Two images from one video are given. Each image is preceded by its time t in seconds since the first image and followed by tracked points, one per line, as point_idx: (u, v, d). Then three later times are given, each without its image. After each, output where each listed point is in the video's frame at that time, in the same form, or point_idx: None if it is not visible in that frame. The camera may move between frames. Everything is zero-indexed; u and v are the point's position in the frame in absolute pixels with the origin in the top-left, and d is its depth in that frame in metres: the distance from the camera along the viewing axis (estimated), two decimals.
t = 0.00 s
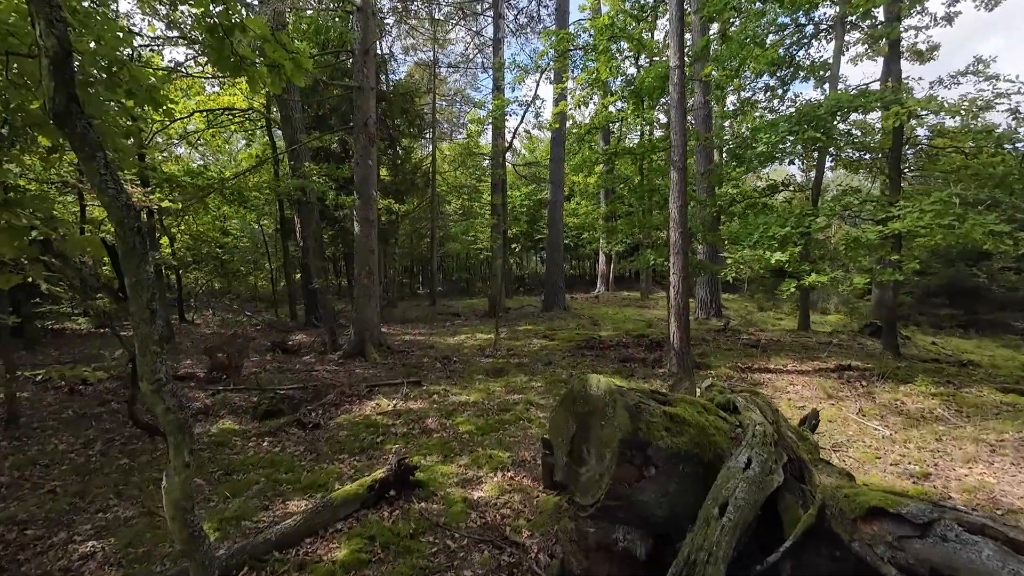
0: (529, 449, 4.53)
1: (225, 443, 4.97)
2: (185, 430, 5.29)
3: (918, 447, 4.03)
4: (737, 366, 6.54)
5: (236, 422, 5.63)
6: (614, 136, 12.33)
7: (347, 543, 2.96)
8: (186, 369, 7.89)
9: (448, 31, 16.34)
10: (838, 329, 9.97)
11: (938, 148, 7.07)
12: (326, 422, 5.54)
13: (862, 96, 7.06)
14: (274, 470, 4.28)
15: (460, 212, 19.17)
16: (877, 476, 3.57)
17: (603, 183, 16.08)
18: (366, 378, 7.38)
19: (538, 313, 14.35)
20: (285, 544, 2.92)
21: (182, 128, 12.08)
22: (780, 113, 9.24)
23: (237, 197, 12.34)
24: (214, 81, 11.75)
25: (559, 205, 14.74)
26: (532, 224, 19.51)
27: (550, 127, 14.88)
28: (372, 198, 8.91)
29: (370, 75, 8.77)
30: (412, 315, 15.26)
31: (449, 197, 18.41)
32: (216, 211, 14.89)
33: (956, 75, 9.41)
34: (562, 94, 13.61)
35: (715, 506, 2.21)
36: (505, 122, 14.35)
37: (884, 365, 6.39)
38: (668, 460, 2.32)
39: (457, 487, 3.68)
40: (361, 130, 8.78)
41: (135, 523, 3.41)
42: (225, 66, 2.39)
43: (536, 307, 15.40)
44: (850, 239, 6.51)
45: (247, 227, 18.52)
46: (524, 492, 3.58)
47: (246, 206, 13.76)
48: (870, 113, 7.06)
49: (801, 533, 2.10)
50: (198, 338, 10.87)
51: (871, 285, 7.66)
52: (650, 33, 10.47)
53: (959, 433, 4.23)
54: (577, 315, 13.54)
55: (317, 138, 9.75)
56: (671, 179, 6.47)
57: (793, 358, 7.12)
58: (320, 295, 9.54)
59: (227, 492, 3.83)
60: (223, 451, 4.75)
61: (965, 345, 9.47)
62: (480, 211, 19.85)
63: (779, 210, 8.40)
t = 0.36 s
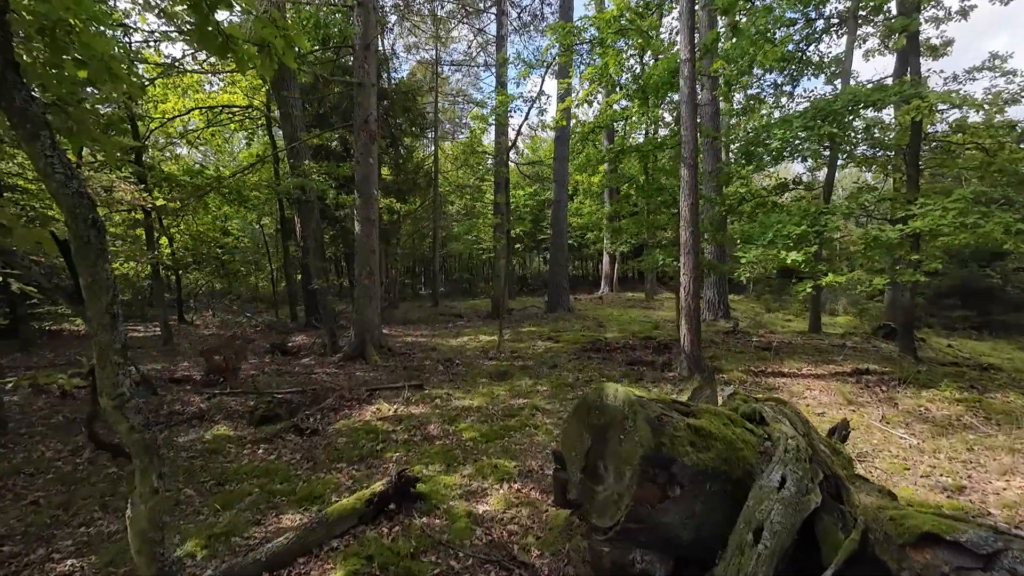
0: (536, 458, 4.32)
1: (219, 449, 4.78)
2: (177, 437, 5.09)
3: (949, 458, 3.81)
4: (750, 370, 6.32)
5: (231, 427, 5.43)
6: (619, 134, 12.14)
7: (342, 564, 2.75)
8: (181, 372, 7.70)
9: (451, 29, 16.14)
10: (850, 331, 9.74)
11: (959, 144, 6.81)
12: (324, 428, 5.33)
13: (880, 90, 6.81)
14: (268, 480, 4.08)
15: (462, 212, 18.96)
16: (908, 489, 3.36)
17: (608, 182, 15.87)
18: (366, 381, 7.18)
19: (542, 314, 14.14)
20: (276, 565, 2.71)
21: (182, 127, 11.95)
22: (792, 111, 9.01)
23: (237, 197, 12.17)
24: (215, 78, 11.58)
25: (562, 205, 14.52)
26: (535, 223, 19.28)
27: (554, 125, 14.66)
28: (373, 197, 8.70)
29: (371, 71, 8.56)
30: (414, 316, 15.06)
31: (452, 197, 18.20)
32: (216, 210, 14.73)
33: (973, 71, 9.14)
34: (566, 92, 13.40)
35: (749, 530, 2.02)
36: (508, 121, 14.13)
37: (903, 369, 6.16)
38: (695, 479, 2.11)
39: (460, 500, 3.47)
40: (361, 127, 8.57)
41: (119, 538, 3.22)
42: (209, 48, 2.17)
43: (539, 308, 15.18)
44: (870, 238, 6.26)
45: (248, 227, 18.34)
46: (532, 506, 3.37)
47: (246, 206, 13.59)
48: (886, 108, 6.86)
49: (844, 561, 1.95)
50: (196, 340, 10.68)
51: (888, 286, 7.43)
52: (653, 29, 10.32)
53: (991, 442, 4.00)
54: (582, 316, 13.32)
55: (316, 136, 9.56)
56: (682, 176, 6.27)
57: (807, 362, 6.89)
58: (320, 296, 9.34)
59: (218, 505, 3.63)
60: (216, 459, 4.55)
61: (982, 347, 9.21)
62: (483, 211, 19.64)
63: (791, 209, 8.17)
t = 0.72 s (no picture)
0: (544, 472, 4.03)
1: (208, 461, 4.51)
2: (165, 446, 4.82)
3: (994, 475, 3.51)
4: (768, 376, 6.02)
5: (223, 436, 5.16)
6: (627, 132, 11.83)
7: None
8: (175, 376, 7.44)
9: (454, 27, 15.89)
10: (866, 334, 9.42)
11: (987, 139, 6.51)
12: (321, 437, 5.06)
13: (904, 82, 6.51)
14: (257, 496, 3.80)
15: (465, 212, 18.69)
16: (954, 510, 3.06)
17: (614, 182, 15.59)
18: (365, 386, 6.92)
19: (546, 317, 13.85)
20: None
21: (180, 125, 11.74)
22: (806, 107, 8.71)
23: (235, 196, 11.94)
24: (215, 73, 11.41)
25: (567, 205, 14.22)
26: (539, 224, 18.98)
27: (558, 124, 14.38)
28: (374, 195, 8.44)
29: (371, 66, 8.30)
30: (416, 318, 14.78)
31: (455, 197, 17.93)
32: (215, 209, 14.50)
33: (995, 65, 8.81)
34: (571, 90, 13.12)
35: None
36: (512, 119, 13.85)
37: (929, 376, 5.86)
38: (737, 513, 1.83)
39: (464, 521, 3.20)
40: (361, 124, 8.31)
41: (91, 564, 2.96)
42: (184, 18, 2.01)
43: (543, 310, 14.90)
44: (897, 237, 5.95)
45: (248, 228, 18.11)
46: (542, 529, 3.08)
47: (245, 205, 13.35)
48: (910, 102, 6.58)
49: None
50: (193, 343, 10.44)
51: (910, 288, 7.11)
52: (662, 24, 10.05)
53: None
54: (588, 318, 13.03)
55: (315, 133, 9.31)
56: (696, 172, 5.99)
57: (826, 367, 6.59)
58: (319, 298, 9.08)
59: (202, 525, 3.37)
60: (205, 471, 4.29)
61: (1004, 352, 8.88)
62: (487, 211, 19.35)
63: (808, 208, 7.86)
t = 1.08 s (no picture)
0: (549, 490, 3.83)
1: (198, 475, 4.33)
2: (154, 460, 4.64)
3: None
4: (781, 386, 5.80)
5: (215, 448, 4.97)
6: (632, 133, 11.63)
7: None
8: (170, 384, 7.27)
9: (456, 29, 15.73)
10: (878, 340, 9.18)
11: (1008, 139, 6.28)
12: (317, 450, 4.87)
13: (921, 81, 6.29)
14: (247, 516, 3.61)
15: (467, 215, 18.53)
16: (992, 537, 2.85)
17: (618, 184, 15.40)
18: (365, 395, 6.72)
19: (549, 321, 13.65)
20: None
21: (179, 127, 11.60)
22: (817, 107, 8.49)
23: (235, 200, 11.79)
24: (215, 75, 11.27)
25: (571, 208, 14.03)
26: (542, 226, 18.76)
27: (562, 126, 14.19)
28: (374, 198, 8.26)
29: (371, 66, 8.12)
30: (417, 322, 14.60)
31: (457, 199, 17.74)
32: (214, 211, 14.35)
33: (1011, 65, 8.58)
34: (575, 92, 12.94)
35: None
36: (514, 121, 13.68)
37: (950, 386, 5.63)
38: (772, 557, 1.65)
39: (465, 547, 3.00)
40: (361, 125, 8.12)
41: None
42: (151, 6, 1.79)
43: (546, 314, 14.70)
44: (915, 241, 5.73)
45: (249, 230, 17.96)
46: (548, 557, 2.88)
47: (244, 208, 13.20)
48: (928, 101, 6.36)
49: None
50: (191, 348, 10.28)
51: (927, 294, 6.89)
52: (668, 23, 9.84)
53: None
54: (592, 323, 12.83)
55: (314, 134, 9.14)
56: (705, 175, 5.78)
57: (840, 375, 6.37)
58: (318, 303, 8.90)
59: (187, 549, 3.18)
60: (194, 488, 4.10)
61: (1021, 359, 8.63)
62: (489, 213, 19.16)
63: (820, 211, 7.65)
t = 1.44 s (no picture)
0: (557, 508, 3.58)
1: (184, 489, 4.09)
2: (139, 472, 4.40)
3: None
4: (799, 393, 5.53)
5: (204, 459, 4.73)
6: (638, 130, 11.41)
7: None
8: (162, 389, 7.05)
9: (458, 29, 15.53)
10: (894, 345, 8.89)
11: None
12: (311, 462, 4.62)
13: (944, 75, 6.03)
14: (233, 536, 3.37)
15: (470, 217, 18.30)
16: None
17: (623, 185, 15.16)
18: (363, 401, 6.48)
19: (553, 325, 13.39)
20: None
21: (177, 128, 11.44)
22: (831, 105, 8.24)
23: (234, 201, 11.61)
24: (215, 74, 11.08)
25: (575, 209, 13.79)
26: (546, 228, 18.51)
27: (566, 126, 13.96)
28: (374, 197, 8.03)
29: (371, 63, 7.90)
30: (419, 325, 14.37)
31: (460, 201, 17.52)
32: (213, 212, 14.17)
33: None
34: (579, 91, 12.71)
35: None
36: (518, 121, 13.45)
37: (977, 394, 5.35)
38: None
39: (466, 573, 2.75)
40: (361, 123, 7.89)
41: None
42: None
43: (550, 317, 14.45)
44: (940, 241, 5.47)
45: (249, 232, 17.78)
46: None
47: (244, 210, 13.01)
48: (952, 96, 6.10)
49: None
50: (187, 352, 10.07)
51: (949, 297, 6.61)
52: (676, 19, 9.63)
53: None
54: (597, 326, 12.57)
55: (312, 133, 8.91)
56: (719, 172, 5.53)
57: (860, 382, 6.09)
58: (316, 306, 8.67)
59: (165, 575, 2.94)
60: (178, 503, 3.86)
61: None
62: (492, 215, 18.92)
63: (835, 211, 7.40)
